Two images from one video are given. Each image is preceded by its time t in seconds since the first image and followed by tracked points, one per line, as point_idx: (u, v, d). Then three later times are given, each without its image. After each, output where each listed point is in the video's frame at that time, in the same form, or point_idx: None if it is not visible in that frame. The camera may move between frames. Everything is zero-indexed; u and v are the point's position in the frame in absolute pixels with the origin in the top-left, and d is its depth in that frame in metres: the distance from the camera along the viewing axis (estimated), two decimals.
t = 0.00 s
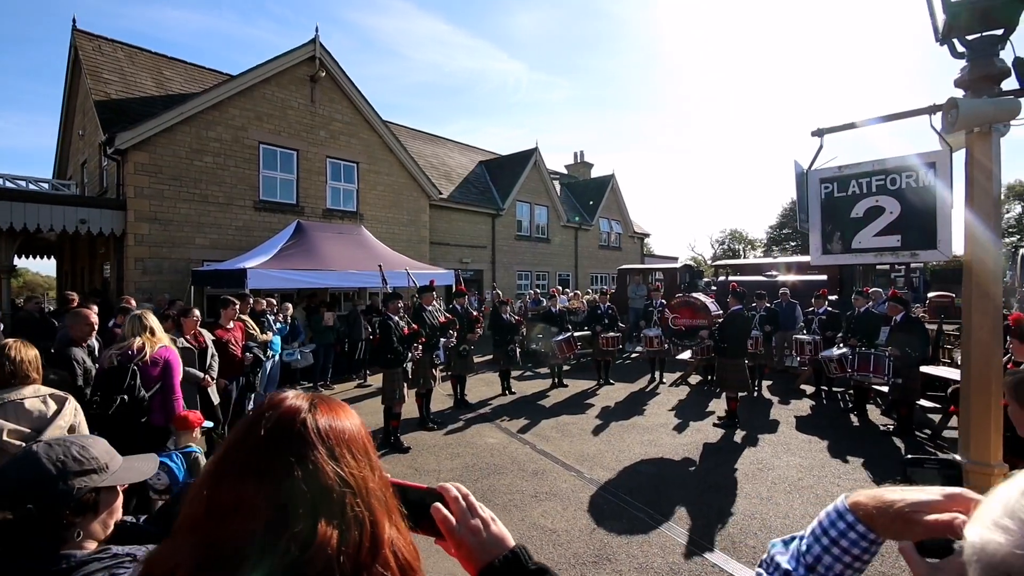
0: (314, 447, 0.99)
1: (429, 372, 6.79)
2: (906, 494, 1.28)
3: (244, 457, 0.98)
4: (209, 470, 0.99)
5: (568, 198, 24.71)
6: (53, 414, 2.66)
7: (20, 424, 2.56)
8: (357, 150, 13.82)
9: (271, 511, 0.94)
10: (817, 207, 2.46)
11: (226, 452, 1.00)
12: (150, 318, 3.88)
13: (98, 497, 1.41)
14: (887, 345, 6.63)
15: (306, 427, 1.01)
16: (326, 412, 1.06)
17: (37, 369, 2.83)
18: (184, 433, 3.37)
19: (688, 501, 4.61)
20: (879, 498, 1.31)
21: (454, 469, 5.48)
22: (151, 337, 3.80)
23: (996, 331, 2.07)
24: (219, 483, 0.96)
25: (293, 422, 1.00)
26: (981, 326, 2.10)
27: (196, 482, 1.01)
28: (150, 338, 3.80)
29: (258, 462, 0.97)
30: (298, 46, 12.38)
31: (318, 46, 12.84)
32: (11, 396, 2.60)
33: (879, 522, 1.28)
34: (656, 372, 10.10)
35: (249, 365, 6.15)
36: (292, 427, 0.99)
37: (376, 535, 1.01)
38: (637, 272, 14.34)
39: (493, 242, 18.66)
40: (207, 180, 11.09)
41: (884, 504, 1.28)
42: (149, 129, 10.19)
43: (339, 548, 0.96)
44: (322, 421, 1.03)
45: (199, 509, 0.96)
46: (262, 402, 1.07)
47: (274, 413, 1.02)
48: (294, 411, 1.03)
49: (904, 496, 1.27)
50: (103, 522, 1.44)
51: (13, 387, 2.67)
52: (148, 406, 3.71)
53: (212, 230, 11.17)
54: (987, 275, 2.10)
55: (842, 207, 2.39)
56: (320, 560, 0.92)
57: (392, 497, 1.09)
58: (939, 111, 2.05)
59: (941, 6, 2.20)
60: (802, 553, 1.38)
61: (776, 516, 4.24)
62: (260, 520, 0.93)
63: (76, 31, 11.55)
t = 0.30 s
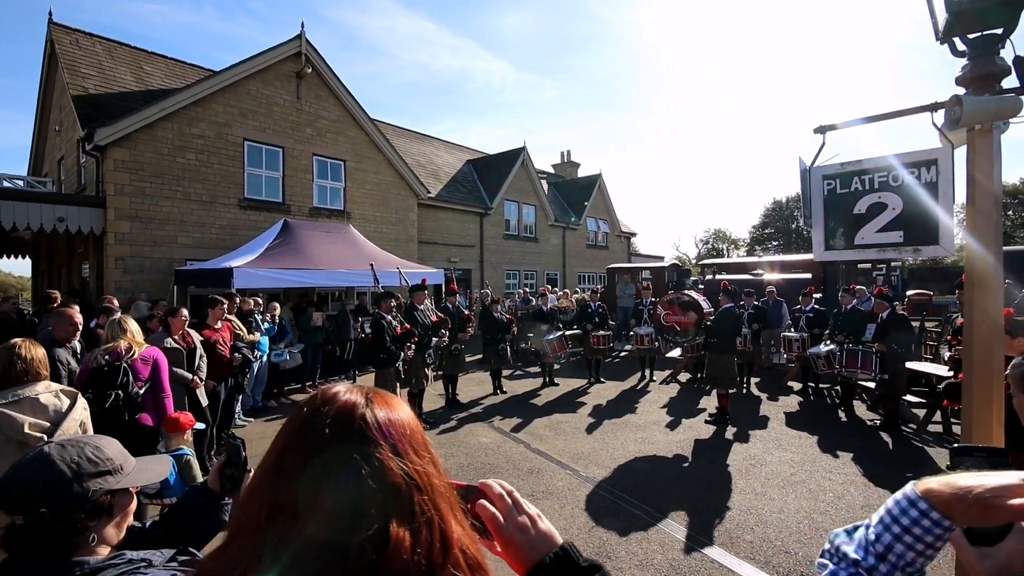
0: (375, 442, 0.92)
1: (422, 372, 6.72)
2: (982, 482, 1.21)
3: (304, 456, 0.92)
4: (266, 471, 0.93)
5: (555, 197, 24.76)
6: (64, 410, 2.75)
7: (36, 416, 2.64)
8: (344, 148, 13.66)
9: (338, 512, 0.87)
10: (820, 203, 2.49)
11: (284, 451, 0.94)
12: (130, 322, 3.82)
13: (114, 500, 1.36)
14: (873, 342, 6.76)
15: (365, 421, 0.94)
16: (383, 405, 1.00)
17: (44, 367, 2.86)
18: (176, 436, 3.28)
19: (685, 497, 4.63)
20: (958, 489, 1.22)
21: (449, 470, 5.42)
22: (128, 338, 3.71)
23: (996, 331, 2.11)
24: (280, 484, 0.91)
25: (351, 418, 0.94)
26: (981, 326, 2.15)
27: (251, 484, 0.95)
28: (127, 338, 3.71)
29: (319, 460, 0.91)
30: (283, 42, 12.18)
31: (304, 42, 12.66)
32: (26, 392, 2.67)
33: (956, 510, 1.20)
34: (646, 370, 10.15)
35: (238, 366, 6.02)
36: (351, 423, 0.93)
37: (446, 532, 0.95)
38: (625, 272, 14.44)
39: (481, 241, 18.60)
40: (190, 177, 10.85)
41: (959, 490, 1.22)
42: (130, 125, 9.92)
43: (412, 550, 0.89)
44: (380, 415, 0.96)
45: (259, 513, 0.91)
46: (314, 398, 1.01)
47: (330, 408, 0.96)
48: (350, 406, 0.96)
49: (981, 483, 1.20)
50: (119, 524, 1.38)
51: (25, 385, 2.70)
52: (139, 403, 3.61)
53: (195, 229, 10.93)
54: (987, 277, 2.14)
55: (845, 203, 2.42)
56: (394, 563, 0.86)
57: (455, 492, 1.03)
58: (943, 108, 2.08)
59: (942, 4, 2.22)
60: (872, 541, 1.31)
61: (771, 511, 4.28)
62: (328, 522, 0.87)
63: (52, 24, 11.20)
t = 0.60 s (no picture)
0: (456, 445, 0.82)
1: (415, 372, 6.63)
2: None
3: (376, 463, 0.81)
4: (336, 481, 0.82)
5: (545, 196, 24.75)
6: (56, 401, 2.64)
7: (29, 407, 2.54)
8: (333, 145, 13.47)
9: (428, 527, 0.77)
10: (828, 203, 2.49)
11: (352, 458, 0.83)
12: (119, 321, 3.67)
13: (130, 509, 1.32)
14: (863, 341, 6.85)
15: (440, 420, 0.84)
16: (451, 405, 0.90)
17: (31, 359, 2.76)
18: (168, 438, 3.16)
19: (682, 496, 4.64)
20: None
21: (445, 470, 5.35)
22: (117, 337, 3.58)
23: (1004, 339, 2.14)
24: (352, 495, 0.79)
25: (424, 418, 0.83)
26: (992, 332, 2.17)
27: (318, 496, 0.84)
28: (116, 337, 3.58)
29: (395, 466, 0.80)
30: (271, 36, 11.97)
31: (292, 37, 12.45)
32: (15, 382, 2.57)
33: None
34: (638, 369, 10.18)
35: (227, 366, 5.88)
36: (427, 425, 0.82)
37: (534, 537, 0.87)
38: (615, 272, 14.48)
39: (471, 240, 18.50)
40: (174, 172, 10.60)
41: None
42: (112, 118, 9.65)
43: (508, 565, 0.79)
44: (454, 415, 0.86)
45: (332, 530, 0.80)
46: (373, 399, 0.91)
47: (399, 410, 0.85)
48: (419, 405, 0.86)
49: None
50: (133, 534, 1.34)
51: (13, 375, 2.61)
52: (126, 404, 3.49)
53: (179, 225, 10.69)
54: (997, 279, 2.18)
55: (854, 202, 2.43)
56: None
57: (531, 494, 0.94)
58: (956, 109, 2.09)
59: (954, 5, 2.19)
60: (963, 544, 1.40)
61: (768, 509, 4.31)
62: (417, 539, 0.76)
63: (30, 13, 10.86)
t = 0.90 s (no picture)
0: (515, 454, 0.77)
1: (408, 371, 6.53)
2: None
3: (430, 477, 0.77)
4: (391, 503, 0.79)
5: (533, 195, 24.72)
6: (44, 395, 2.75)
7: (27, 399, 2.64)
8: (320, 141, 13.26)
9: (500, 546, 0.71)
10: (837, 200, 2.48)
11: (406, 473, 0.80)
12: (110, 317, 3.54)
13: (140, 526, 1.28)
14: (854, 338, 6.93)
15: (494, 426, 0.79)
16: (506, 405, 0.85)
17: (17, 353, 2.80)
18: (159, 441, 3.04)
19: (680, 494, 4.64)
20: None
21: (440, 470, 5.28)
22: (109, 338, 3.46)
23: None
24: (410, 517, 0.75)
25: (480, 427, 0.79)
26: None
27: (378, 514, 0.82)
28: (108, 337, 3.45)
29: (451, 479, 0.76)
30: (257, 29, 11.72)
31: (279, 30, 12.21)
32: (11, 376, 2.65)
33: None
34: (630, 367, 10.19)
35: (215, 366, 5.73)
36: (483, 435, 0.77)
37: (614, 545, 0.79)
38: (605, 270, 14.50)
39: (460, 238, 18.38)
40: (156, 168, 10.32)
41: None
42: (91, 112, 9.36)
43: None
44: (515, 420, 0.81)
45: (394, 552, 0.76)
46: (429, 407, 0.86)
47: (455, 417, 0.81)
48: (471, 410, 0.81)
49: None
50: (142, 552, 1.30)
51: (7, 369, 2.68)
52: (109, 412, 3.34)
53: (162, 222, 10.41)
54: None
55: (863, 200, 2.42)
56: None
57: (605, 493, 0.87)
58: (970, 104, 2.07)
59: (966, 1, 2.16)
60: None
61: (767, 507, 4.32)
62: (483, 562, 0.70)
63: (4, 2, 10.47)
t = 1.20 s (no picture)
0: (592, 463, 0.75)
1: (409, 373, 6.48)
2: None
3: (508, 486, 0.76)
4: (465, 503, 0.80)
5: (530, 195, 24.69)
6: (61, 390, 2.88)
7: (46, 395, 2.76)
8: (316, 141, 13.16)
9: (584, 555, 0.72)
10: (855, 196, 2.46)
11: (478, 478, 0.79)
12: (118, 312, 3.46)
13: (165, 538, 1.27)
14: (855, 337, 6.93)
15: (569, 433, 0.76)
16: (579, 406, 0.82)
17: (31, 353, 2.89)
18: (161, 446, 2.96)
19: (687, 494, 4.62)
20: None
21: (444, 472, 5.22)
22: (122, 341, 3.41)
23: None
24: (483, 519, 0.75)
25: (560, 436, 0.76)
26: None
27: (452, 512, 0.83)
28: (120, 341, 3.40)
29: (531, 489, 0.74)
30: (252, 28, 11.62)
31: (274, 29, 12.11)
32: (32, 374, 2.77)
33: None
34: (630, 367, 10.16)
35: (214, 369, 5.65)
36: (565, 445, 0.75)
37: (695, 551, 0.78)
38: (603, 270, 14.48)
39: (457, 239, 18.32)
40: (151, 168, 10.20)
41: None
42: (84, 112, 9.23)
43: None
44: (595, 424, 0.79)
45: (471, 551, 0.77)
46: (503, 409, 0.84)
47: (532, 424, 0.78)
48: (543, 415, 0.79)
49: None
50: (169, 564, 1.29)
51: (25, 367, 2.78)
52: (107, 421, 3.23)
53: (157, 223, 10.30)
54: None
55: (883, 197, 2.40)
56: None
57: (684, 493, 0.85)
58: (992, 99, 2.05)
59: None
60: None
61: (775, 506, 4.29)
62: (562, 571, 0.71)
63: None
